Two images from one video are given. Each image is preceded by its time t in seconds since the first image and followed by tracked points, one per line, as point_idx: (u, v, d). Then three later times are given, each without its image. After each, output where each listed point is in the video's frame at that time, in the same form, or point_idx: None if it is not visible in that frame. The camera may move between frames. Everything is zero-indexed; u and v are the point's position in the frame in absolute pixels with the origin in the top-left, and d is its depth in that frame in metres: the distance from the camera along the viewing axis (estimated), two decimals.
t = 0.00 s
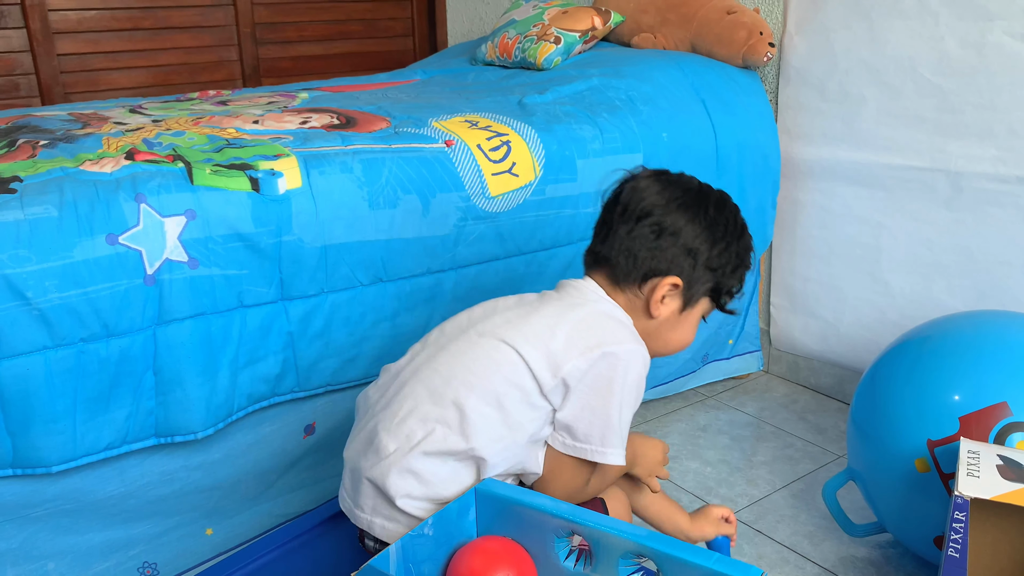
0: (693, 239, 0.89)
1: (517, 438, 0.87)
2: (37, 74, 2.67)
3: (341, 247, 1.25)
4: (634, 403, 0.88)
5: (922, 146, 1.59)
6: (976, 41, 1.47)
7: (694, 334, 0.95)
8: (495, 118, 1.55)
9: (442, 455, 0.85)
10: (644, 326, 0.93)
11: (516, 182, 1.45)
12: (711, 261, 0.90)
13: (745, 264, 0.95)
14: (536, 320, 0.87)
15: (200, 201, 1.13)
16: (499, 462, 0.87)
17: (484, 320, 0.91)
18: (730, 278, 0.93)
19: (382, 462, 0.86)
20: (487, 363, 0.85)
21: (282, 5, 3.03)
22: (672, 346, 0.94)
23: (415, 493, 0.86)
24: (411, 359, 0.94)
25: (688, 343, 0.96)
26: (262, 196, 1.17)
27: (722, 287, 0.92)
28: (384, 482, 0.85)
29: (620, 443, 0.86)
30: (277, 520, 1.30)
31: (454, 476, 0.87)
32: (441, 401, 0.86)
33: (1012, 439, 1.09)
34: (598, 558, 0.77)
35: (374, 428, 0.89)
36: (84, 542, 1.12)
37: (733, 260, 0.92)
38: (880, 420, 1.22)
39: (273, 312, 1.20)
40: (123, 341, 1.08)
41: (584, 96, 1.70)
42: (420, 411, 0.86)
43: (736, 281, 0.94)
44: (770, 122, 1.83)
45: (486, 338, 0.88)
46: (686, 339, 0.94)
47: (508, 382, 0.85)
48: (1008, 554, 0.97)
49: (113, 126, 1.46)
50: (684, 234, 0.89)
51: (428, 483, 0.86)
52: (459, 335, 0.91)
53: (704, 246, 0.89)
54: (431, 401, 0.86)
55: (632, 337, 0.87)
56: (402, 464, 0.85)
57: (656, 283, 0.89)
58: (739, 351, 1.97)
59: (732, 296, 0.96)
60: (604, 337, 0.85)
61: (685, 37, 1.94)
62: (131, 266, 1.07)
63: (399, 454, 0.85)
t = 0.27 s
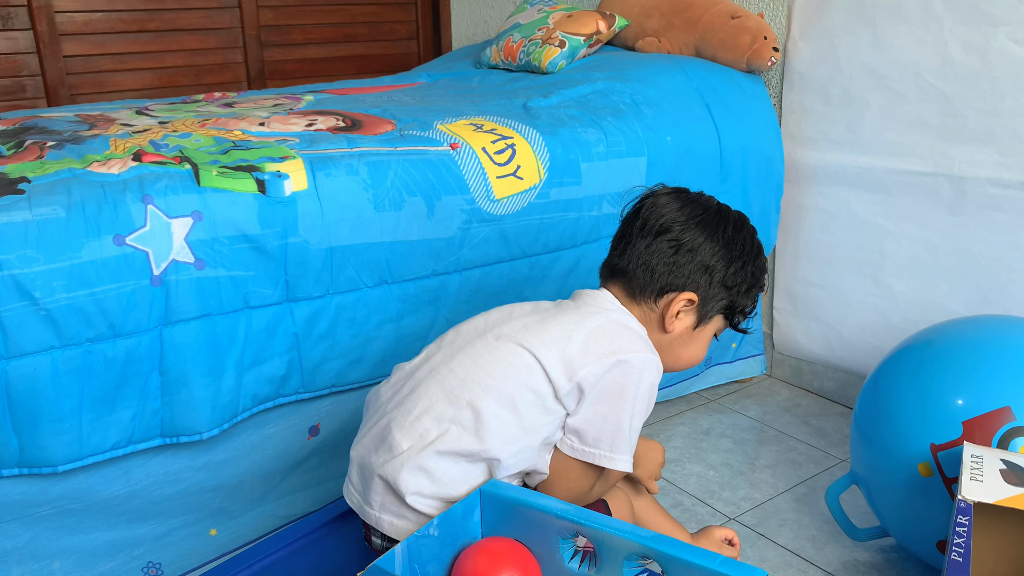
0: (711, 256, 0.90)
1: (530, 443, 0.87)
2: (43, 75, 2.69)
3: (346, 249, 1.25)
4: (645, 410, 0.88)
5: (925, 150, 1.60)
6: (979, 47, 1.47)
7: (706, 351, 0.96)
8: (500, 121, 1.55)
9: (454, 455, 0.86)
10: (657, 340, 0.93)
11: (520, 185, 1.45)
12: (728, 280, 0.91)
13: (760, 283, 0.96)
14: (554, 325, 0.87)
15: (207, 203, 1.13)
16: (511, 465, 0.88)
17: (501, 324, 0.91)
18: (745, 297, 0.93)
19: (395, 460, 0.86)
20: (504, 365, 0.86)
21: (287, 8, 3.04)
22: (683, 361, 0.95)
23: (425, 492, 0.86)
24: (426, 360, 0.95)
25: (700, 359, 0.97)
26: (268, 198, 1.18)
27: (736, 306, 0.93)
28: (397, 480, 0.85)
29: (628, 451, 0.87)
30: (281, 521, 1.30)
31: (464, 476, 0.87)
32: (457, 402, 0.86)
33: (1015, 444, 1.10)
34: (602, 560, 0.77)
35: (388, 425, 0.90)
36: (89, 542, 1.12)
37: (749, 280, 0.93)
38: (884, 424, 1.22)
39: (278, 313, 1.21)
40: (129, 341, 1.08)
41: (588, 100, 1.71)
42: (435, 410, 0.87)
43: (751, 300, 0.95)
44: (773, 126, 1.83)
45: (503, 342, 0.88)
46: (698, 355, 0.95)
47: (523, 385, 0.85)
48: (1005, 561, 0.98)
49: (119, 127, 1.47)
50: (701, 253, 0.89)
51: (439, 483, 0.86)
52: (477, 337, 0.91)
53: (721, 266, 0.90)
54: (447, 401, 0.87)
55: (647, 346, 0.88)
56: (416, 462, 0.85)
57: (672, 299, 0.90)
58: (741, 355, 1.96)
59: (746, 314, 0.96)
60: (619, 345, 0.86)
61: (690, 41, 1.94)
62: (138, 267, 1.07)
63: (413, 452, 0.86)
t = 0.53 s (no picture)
0: (712, 256, 0.90)
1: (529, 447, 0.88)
2: (48, 77, 2.69)
3: (350, 252, 1.26)
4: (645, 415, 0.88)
5: (928, 156, 1.60)
6: (982, 53, 1.48)
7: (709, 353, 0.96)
8: (504, 124, 1.56)
9: (454, 460, 0.86)
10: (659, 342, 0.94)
11: (524, 189, 1.46)
12: (730, 281, 0.91)
13: (764, 285, 0.96)
14: (551, 328, 0.87)
15: (211, 205, 1.14)
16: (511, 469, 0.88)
17: (500, 327, 0.92)
18: (748, 299, 0.94)
19: (395, 465, 0.87)
20: (502, 369, 0.86)
21: (291, 11, 3.05)
22: (686, 364, 0.95)
23: (426, 497, 0.86)
24: (425, 363, 0.95)
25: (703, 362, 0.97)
26: (273, 201, 1.18)
27: (738, 307, 0.93)
28: (396, 485, 0.86)
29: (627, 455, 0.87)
30: (283, 523, 1.30)
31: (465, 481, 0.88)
32: (455, 407, 0.86)
33: (1017, 449, 1.10)
34: (605, 563, 0.77)
35: (388, 430, 0.90)
36: (92, 542, 1.13)
37: (752, 281, 0.93)
38: (886, 429, 1.22)
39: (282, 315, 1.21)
40: (133, 342, 1.08)
41: (592, 104, 1.72)
42: (434, 415, 0.87)
43: (754, 302, 0.95)
44: (776, 131, 1.84)
45: (501, 345, 0.88)
46: (700, 357, 0.95)
47: (522, 390, 0.85)
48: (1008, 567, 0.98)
49: (124, 129, 1.47)
50: (702, 253, 0.90)
51: (439, 488, 0.86)
52: (476, 341, 0.92)
53: (723, 266, 0.90)
54: (446, 406, 0.87)
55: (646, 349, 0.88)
56: (415, 467, 0.86)
57: (673, 300, 0.90)
58: (743, 359, 1.96)
59: (749, 316, 0.96)
60: (617, 349, 0.86)
61: (693, 45, 1.95)
62: (143, 269, 1.08)
63: (412, 457, 0.86)
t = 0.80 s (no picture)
0: (706, 256, 0.90)
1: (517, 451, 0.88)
2: (46, 77, 2.69)
3: (347, 252, 1.26)
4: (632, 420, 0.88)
5: (924, 160, 1.60)
6: (979, 58, 1.48)
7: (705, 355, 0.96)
8: (502, 126, 1.56)
9: (442, 467, 0.86)
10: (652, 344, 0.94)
11: (521, 191, 1.46)
12: (724, 281, 0.91)
13: (761, 286, 0.96)
14: (537, 333, 0.87)
15: (209, 205, 1.14)
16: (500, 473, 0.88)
17: (488, 329, 0.91)
18: (744, 299, 0.93)
19: (384, 473, 0.87)
20: (488, 374, 0.86)
21: (291, 13, 3.05)
22: (680, 365, 0.95)
23: (416, 504, 0.87)
24: (415, 367, 0.95)
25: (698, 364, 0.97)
26: (270, 201, 1.18)
27: (734, 308, 0.93)
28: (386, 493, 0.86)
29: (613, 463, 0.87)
30: (279, 524, 1.30)
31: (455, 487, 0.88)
32: (442, 413, 0.87)
33: (1012, 453, 1.10)
34: (599, 564, 0.77)
35: (378, 436, 0.90)
36: (87, 542, 1.12)
37: (748, 282, 0.93)
38: (881, 432, 1.22)
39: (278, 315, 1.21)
40: (130, 342, 1.08)
41: (589, 106, 1.72)
42: (422, 421, 0.87)
43: (751, 303, 0.95)
44: (773, 134, 1.84)
45: (487, 350, 0.88)
46: (695, 359, 0.95)
47: (508, 395, 0.85)
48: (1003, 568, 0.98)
49: (122, 129, 1.47)
50: (697, 252, 0.90)
51: (429, 495, 0.87)
52: (464, 344, 0.91)
53: (717, 266, 0.90)
54: (432, 413, 0.87)
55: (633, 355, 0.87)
56: (403, 474, 0.86)
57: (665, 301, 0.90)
58: (740, 362, 1.96)
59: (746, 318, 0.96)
60: (603, 354, 0.85)
61: (691, 49, 1.96)
62: (140, 268, 1.08)
63: (400, 465, 0.86)
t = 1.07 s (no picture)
0: (699, 255, 0.90)
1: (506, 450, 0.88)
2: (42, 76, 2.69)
3: (343, 252, 1.26)
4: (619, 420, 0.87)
5: (919, 163, 1.61)
6: (973, 62, 1.49)
7: (698, 356, 0.96)
8: (498, 127, 1.56)
9: (432, 468, 0.87)
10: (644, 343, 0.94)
11: (518, 192, 1.46)
12: (717, 281, 0.91)
13: (756, 286, 0.96)
14: (523, 333, 0.87)
15: (205, 205, 1.14)
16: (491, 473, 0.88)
17: (477, 329, 0.91)
18: (738, 300, 0.93)
19: (375, 475, 0.87)
20: (475, 375, 0.86)
21: (287, 13, 3.05)
22: (673, 365, 0.95)
23: (409, 505, 0.87)
24: (405, 368, 0.95)
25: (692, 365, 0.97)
26: (267, 201, 1.18)
27: (727, 309, 0.93)
28: (378, 495, 0.87)
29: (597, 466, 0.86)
30: (274, 523, 1.30)
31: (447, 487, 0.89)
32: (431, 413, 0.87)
33: (1005, 454, 1.10)
34: (594, 563, 0.78)
35: (370, 438, 0.91)
36: (82, 541, 1.12)
37: (742, 282, 0.93)
38: (875, 434, 1.23)
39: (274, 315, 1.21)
40: (125, 341, 1.08)
41: (586, 108, 1.72)
42: (412, 422, 0.88)
43: (745, 303, 0.95)
44: (769, 137, 1.85)
45: (474, 350, 0.88)
46: (688, 359, 0.95)
47: (494, 396, 0.85)
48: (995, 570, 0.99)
49: (118, 128, 1.47)
50: (690, 251, 0.90)
51: (421, 496, 0.87)
52: (453, 344, 0.91)
53: (710, 265, 0.90)
54: (421, 414, 0.88)
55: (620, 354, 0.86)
56: (394, 476, 0.86)
57: (657, 299, 0.90)
58: (735, 363, 1.96)
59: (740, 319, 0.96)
60: (589, 355, 0.84)
61: (687, 51, 1.96)
62: (136, 267, 1.07)
63: (391, 467, 0.87)
